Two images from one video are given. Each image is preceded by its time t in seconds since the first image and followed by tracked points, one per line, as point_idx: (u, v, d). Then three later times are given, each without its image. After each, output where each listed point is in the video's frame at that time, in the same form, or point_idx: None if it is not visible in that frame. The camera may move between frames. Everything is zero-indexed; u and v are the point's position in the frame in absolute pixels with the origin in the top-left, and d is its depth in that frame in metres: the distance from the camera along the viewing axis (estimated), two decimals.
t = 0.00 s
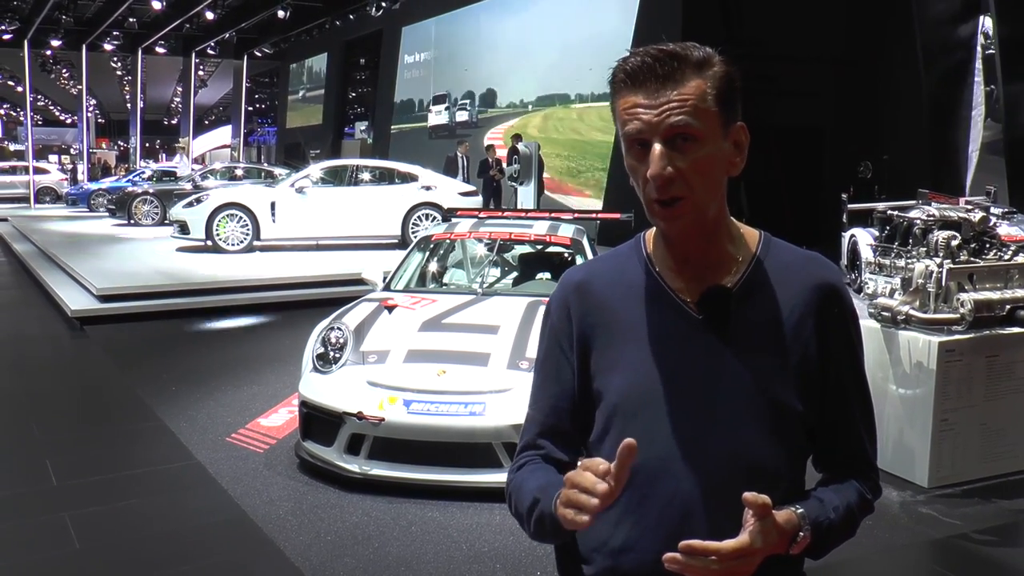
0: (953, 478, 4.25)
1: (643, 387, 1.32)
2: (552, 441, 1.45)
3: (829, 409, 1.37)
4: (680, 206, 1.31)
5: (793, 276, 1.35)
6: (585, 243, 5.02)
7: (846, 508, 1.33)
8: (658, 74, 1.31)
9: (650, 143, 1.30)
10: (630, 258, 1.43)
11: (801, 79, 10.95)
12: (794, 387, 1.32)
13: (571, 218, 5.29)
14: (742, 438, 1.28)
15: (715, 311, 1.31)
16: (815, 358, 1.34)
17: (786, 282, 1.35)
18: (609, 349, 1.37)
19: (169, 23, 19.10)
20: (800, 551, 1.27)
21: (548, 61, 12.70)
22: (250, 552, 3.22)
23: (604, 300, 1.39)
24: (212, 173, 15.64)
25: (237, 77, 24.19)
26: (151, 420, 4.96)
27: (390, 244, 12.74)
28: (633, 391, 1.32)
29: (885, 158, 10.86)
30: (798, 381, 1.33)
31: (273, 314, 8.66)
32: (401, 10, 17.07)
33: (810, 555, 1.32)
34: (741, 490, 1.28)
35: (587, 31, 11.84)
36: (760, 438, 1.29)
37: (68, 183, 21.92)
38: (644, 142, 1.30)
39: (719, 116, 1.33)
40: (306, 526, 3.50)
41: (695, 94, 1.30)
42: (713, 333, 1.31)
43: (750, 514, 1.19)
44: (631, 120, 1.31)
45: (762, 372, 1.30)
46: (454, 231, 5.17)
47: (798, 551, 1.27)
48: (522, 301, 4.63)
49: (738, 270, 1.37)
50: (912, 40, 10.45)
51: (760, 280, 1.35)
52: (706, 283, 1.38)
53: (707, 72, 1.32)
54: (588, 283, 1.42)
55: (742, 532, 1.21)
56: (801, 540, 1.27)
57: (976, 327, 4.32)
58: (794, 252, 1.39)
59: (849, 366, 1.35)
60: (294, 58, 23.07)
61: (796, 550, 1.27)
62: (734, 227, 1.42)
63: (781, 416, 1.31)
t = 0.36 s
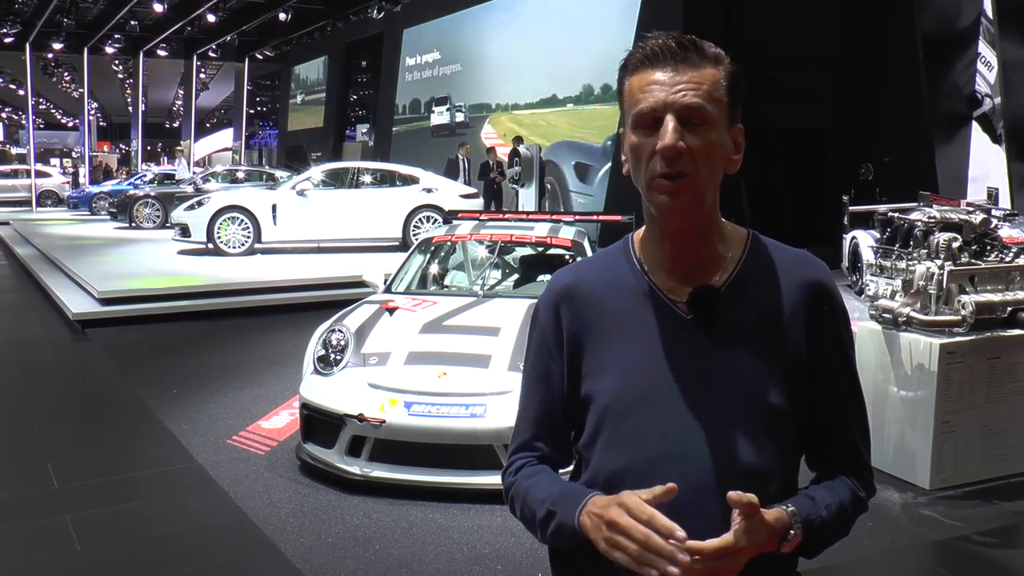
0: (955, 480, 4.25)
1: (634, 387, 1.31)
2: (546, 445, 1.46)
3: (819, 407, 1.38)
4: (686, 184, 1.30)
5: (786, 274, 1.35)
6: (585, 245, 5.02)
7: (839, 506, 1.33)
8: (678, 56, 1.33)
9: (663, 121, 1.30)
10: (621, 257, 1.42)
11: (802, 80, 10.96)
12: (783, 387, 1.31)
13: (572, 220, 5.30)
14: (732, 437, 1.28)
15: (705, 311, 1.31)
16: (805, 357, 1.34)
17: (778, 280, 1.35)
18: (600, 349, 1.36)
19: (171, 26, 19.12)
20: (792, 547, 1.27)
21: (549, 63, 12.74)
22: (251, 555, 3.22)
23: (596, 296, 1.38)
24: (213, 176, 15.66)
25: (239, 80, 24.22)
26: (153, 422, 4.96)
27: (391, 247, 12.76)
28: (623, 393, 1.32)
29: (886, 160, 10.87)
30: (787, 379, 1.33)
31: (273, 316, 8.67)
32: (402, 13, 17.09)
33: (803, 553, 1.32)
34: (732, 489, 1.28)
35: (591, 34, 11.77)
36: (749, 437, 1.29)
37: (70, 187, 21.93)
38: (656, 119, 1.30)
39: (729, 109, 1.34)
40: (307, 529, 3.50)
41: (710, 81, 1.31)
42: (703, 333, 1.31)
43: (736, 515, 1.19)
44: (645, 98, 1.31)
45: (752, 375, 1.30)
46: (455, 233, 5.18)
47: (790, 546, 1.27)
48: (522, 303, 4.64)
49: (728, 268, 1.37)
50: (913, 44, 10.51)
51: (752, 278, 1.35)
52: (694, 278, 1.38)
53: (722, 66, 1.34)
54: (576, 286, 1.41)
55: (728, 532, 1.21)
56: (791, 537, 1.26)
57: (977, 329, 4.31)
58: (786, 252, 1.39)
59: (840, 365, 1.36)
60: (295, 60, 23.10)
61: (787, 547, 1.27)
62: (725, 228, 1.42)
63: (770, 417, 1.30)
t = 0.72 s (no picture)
0: (955, 479, 4.26)
1: (628, 387, 1.31)
2: (543, 444, 1.47)
3: (814, 407, 1.37)
4: (680, 191, 1.30)
5: (780, 274, 1.35)
6: (584, 244, 5.02)
7: (834, 507, 1.33)
8: (665, 58, 1.32)
9: (653, 127, 1.30)
10: (616, 258, 1.42)
11: (803, 79, 10.95)
12: (776, 389, 1.31)
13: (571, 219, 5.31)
14: (724, 437, 1.28)
15: (699, 312, 1.31)
16: (801, 357, 1.34)
17: (773, 280, 1.34)
18: (595, 350, 1.36)
19: (170, 25, 19.11)
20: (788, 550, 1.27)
21: (549, 61, 12.72)
22: (250, 554, 3.22)
23: (591, 299, 1.38)
24: (213, 175, 15.66)
25: (239, 80, 24.19)
26: (152, 421, 4.96)
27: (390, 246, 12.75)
28: (617, 393, 1.32)
29: (885, 160, 11.01)
30: (782, 381, 1.32)
31: (273, 315, 8.67)
32: (402, 12, 17.07)
33: (799, 554, 1.32)
34: (725, 489, 1.28)
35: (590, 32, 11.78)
36: (744, 439, 1.28)
37: (69, 186, 21.89)
38: (646, 125, 1.30)
39: (719, 108, 1.34)
40: (307, 528, 3.50)
41: (698, 83, 1.31)
42: (696, 334, 1.31)
43: (730, 519, 1.18)
44: (635, 103, 1.31)
45: (746, 376, 1.30)
46: (454, 232, 5.18)
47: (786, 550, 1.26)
48: (522, 303, 4.63)
49: (723, 268, 1.37)
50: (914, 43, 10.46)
51: (747, 279, 1.34)
52: (690, 280, 1.37)
53: (710, 64, 1.34)
54: (570, 287, 1.41)
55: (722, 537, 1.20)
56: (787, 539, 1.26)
57: (977, 328, 4.31)
58: (781, 251, 1.39)
59: (836, 365, 1.35)
60: (295, 59, 23.10)
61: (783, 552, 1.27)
62: (720, 226, 1.42)
63: (764, 417, 1.30)
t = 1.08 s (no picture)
0: (956, 475, 4.25)
1: (629, 386, 1.31)
2: (545, 442, 1.48)
3: (817, 408, 1.37)
4: (677, 195, 1.30)
5: (784, 272, 1.33)
6: (585, 242, 5.03)
7: (842, 510, 1.33)
8: (660, 58, 1.30)
9: (648, 132, 1.29)
10: (619, 257, 1.41)
11: (803, 76, 10.96)
12: (779, 389, 1.31)
13: (571, 216, 5.31)
14: (726, 437, 1.27)
15: (702, 309, 1.30)
16: (804, 357, 1.33)
17: (777, 278, 1.33)
18: (596, 348, 1.36)
19: (170, 24, 19.09)
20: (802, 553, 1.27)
21: (549, 59, 12.73)
22: (251, 553, 3.22)
23: (592, 298, 1.38)
24: (212, 174, 15.67)
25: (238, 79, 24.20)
26: (153, 420, 4.96)
27: (391, 244, 12.75)
28: (618, 391, 1.32)
29: (886, 156, 10.93)
30: (784, 381, 1.32)
31: (273, 314, 8.66)
32: (401, 10, 17.04)
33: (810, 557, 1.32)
34: (726, 488, 1.27)
35: (590, 31, 11.77)
36: (745, 438, 1.28)
37: (69, 185, 21.84)
38: (641, 130, 1.29)
39: (716, 109, 1.32)
40: (308, 526, 3.50)
41: (694, 85, 1.29)
42: (698, 334, 1.30)
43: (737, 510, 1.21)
44: (630, 108, 1.30)
45: (749, 377, 1.29)
46: (455, 229, 5.17)
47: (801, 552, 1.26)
48: (522, 300, 4.63)
49: (727, 267, 1.36)
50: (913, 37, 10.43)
51: (750, 277, 1.33)
52: (693, 281, 1.37)
53: (708, 63, 1.32)
54: (572, 284, 1.41)
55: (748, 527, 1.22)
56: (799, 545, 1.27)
57: (978, 325, 4.31)
58: (786, 249, 1.37)
59: (840, 363, 1.35)
60: (294, 58, 23.08)
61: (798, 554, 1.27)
62: (726, 224, 1.41)
63: (767, 416, 1.29)
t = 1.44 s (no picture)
0: (960, 475, 4.25)
1: (632, 385, 1.31)
2: (544, 439, 1.46)
3: (822, 410, 1.36)
4: (673, 209, 1.30)
5: (787, 275, 1.34)
6: (588, 240, 5.02)
7: (860, 507, 1.32)
8: (659, 70, 1.29)
9: (646, 144, 1.29)
10: (622, 257, 1.42)
11: (807, 74, 10.89)
12: (783, 388, 1.30)
13: (574, 215, 5.30)
14: (729, 437, 1.27)
15: (706, 309, 1.30)
16: (808, 358, 1.33)
17: (781, 282, 1.33)
18: (600, 348, 1.36)
19: (174, 21, 19.10)
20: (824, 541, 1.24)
21: (552, 57, 12.72)
22: (254, 550, 3.23)
23: (595, 299, 1.39)
24: (216, 171, 15.68)
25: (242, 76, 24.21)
26: (156, 417, 4.97)
27: (394, 242, 12.75)
28: (621, 391, 1.32)
29: (890, 155, 10.93)
30: (788, 380, 1.32)
31: (276, 311, 8.67)
32: (405, 7, 17.02)
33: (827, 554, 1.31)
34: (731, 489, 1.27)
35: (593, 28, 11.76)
36: (751, 438, 1.28)
37: (73, 181, 21.83)
38: (639, 142, 1.29)
39: (718, 119, 1.31)
40: (311, 523, 3.50)
41: (693, 98, 1.28)
42: (703, 333, 1.30)
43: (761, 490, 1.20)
44: (629, 119, 1.30)
45: (754, 377, 1.29)
46: (458, 228, 5.15)
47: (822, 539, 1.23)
48: (526, 298, 4.63)
49: (732, 268, 1.36)
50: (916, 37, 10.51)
51: (753, 280, 1.33)
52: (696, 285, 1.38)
53: (710, 73, 1.30)
54: (577, 282, 1.42)
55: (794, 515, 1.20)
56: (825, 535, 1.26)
57: (982, 324, 4.32)
58: (790, 252, 1.37)
59: (845, 365, 1.34)
60: (297, 55, 23.08)
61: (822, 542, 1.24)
62: (729, 226, 1.41)
63: (771, 416, 1.29)
